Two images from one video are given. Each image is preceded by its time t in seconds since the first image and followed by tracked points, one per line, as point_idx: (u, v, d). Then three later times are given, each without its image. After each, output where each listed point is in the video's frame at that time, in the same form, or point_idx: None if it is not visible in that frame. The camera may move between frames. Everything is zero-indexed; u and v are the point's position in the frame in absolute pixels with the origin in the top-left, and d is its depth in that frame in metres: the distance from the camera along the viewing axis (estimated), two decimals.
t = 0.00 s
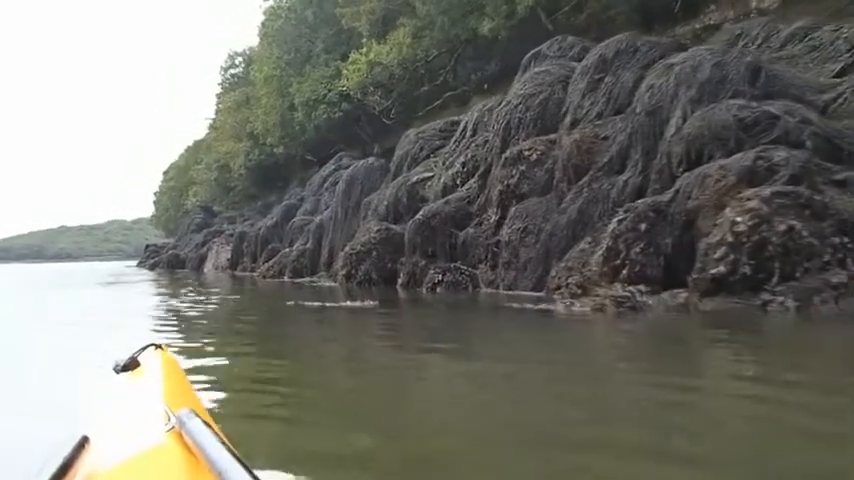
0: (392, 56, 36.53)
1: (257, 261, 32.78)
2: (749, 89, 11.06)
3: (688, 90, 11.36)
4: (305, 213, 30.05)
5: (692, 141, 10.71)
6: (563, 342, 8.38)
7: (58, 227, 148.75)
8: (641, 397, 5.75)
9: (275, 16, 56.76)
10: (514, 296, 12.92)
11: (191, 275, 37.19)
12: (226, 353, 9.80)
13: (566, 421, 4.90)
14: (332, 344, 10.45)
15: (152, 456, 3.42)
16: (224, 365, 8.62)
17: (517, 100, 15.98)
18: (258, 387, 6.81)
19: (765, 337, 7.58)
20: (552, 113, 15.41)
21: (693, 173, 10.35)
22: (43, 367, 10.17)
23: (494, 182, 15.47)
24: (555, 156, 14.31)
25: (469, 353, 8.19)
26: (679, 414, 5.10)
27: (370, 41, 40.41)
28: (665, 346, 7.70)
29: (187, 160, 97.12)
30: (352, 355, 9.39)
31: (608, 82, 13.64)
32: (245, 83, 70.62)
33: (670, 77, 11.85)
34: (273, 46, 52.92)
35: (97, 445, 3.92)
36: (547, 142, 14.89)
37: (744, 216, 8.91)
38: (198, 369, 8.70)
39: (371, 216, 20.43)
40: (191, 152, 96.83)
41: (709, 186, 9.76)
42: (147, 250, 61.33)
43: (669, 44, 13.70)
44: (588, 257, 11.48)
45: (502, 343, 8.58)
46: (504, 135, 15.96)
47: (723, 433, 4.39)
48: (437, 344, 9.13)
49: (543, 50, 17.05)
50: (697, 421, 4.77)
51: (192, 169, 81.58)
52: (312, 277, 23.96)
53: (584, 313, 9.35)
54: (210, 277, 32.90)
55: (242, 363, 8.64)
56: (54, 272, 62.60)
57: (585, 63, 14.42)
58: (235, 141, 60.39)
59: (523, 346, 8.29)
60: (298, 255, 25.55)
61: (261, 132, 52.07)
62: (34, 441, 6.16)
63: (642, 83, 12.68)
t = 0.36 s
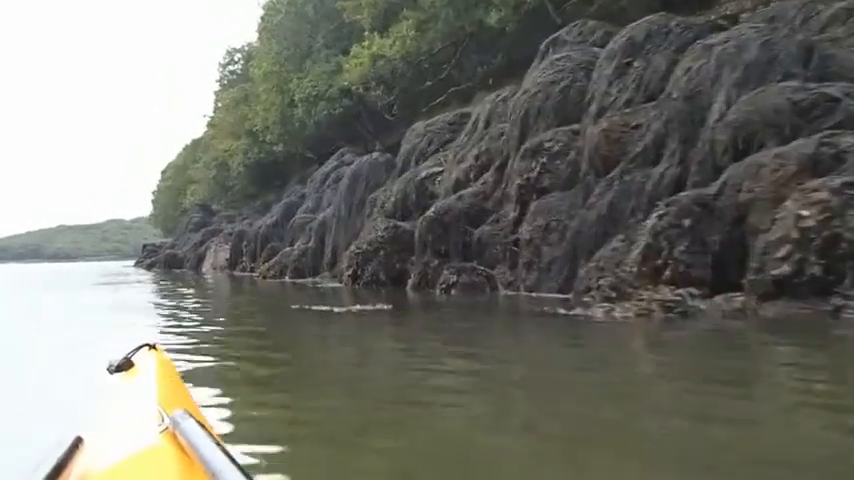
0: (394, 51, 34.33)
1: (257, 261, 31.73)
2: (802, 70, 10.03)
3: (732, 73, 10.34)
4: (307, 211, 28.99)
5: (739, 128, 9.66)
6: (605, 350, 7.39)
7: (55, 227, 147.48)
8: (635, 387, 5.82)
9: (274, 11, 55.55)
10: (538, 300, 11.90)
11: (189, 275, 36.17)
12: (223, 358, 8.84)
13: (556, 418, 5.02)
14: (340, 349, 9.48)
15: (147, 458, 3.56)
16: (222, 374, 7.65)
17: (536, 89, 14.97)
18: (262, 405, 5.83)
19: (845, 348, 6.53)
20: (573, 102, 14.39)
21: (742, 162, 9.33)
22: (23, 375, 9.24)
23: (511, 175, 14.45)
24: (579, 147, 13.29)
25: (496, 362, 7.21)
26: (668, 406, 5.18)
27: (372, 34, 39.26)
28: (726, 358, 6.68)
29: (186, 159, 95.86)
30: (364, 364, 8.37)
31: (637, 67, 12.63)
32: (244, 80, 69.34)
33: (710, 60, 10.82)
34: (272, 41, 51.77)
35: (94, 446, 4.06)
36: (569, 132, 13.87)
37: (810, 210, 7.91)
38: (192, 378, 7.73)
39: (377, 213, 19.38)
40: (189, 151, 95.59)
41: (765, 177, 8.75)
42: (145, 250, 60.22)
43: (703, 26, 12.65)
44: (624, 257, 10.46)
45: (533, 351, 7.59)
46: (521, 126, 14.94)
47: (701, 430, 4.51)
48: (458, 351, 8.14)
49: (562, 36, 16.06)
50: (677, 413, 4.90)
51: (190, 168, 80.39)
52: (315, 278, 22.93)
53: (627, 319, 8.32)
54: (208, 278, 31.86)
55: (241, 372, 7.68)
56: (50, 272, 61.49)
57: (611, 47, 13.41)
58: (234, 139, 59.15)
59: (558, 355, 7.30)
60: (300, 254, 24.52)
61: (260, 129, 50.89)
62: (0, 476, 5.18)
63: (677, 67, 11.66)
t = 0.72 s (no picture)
0: (401, 45, 32.18)
1: (260, 260, 30.79)
2: None
3: (793, 57, 9.35)
4: (312, 208, 28.03)
5: (803, 117, 8.69)
6: (664, 369, 6.42)
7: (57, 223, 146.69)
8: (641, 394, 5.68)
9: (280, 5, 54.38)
10: (567, 304, 10.91)
11: (190, 272, 35.29)
12: (224, 365, 7.89)
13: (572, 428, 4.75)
14: (354, 355, 8.53)
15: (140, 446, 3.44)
16: (223, 384, 6.71)
17: (562, 78, 13.99)
18: (274, 428, 4.87)
19: None
20: (602, 91, 13.40)
21: (808, 154, 8.36)
22: (1, 376, 8.28)
23: (536, 169, 13.45)
24: (612, 139, 12.31)
25: (538, 379, 6.25)
26: (678, 416, 5.04)
27: (380, 28, 38.18)
28: (813, 381, 5.72)
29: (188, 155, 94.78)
30: (386, 372, 7.42)
31: (677, 53, 11.65)
32: (248, 75, 68.15)
33: (764, 43, 9.83)
34: (277, 36, 50.73)
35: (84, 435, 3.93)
36: (600, 123, 12.88)
37: None
38: (188, 387, 6.79)
39: (389, 210, 18.39)
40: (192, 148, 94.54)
41: (839, 171, 7.80)
42: (146, 246, 59.25)
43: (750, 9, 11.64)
44: (668, 259, 9.47)
45: (578, 368, 6.63)
46: (546, 118, 13.96)
47: (713, 437, 4.39)
48: (491, 362, 7.18)
49: (588, 23, 15.10)
50: (717, 431, 4.58)
51: (193, 164, 79.26)
52: (320, 278, 22.00)
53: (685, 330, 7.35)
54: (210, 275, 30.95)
55: (245, 382, 6.73)
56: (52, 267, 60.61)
57: (646, 32, 12.43)
58: (237, 134, 58.05)
59: (609, 372, 6.34)
60: (305, 252, 23.58)
61: (263, 125, 49.82)
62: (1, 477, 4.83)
63: (725, 51, 10.69)
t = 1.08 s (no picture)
0: (416, 42, 30.60)
1: (265, 257, 29.95)
2: None
3: None
4: (320, 206, 27.15)
5: None
6: (736, 400, 5.53)
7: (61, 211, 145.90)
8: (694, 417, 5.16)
9: None
10: (602, 317, 10.00)
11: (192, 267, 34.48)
12: (226, 370, 7.02)
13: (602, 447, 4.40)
14: (371, 360, 7.67)
15: (146, 439, 2.92)
16: (228, 399, 5.83)
17: (598, 74, 13.06)
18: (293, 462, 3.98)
19: None
20: (640, 89, 12.46)
21: None
22: None
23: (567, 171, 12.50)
24: (652, 140, 11.38)
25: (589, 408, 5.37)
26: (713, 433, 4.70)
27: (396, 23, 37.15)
28: None
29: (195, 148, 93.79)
30: (411, 385, 6.55)
31: (728, 49, 10.72)
32: (259, 69, 67.06)
33: (834, 38, 8.90)
34: (289, 30, 49.71)
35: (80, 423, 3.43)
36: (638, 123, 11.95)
37: None
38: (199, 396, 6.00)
39: (403, 210, 17.49)
40: (200, 141, 93.56)
41: None
42: (149, 238, 58.33)
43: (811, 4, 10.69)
44: (721, 272, 8.56)
45: (633, 396, 5.74)
46: (578, 117, 13.04)
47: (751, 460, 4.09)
48: (530, 380, 6.32)
49: (626, 18, 14.20)
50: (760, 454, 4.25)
51: (200, 157, 78.26)
52: (327, 278, 21.15)
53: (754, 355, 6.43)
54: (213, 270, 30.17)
55: (250, 397, 5.86)
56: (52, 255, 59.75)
57: (694, 26, 11.50)
58: (246, 129, 57.03)
59: (672, 403, 5.45)
60: (312, 250, 22.72)
61: (272, 120, 48.82)
62: None
63: (786, 47, 9.76)
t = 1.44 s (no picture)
0: (422, 41, 29.05)
1: (267, 261, 29.08)
2: None
3: None
4: (324, 208, 26.26)
5: None
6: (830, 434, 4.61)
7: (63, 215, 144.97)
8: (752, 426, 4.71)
9: None
10: (641, 329, 9.07)
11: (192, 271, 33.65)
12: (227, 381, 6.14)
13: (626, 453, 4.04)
14: (387, 372, 6.74)
15: (151, 440, 2.60)
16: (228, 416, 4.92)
17: (628, 65, 12.13)
18: None
19: None
20: (675, 81, 11.54)
21: None
22: None
23: (596, 170, 11.57)
24: (692, 135, 10.44)
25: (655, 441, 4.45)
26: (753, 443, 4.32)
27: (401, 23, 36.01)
28: None
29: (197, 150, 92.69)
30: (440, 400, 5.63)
31: (779, 34, 9.77)
32: (261, 71, 65.87)
33: None
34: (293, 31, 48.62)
35: (84, 424, 3.12)
36: (674, 117, 11.02)
37: None
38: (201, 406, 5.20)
39: (415, 212, 16.56)
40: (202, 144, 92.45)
41: None
42: (150, 241, 57.31)
43: None
44: (781, 280, 7.63)
45: (706, 425, 4.81)
46: (608, 112, 12.14)
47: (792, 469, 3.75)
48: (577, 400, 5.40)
49: (658, 7, 13.34)
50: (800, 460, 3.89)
51: (202, 161, 77.13)
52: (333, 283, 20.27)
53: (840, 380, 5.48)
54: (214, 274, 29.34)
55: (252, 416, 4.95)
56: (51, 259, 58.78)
57: (738, 11, 10.58)
58: (248, 132, 55.93)
59: (756, 435, 4.53)
60: (317, 254, 21.85)
61: (275, 121, 47.78)
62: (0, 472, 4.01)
63: (847, 31, 8.80)
